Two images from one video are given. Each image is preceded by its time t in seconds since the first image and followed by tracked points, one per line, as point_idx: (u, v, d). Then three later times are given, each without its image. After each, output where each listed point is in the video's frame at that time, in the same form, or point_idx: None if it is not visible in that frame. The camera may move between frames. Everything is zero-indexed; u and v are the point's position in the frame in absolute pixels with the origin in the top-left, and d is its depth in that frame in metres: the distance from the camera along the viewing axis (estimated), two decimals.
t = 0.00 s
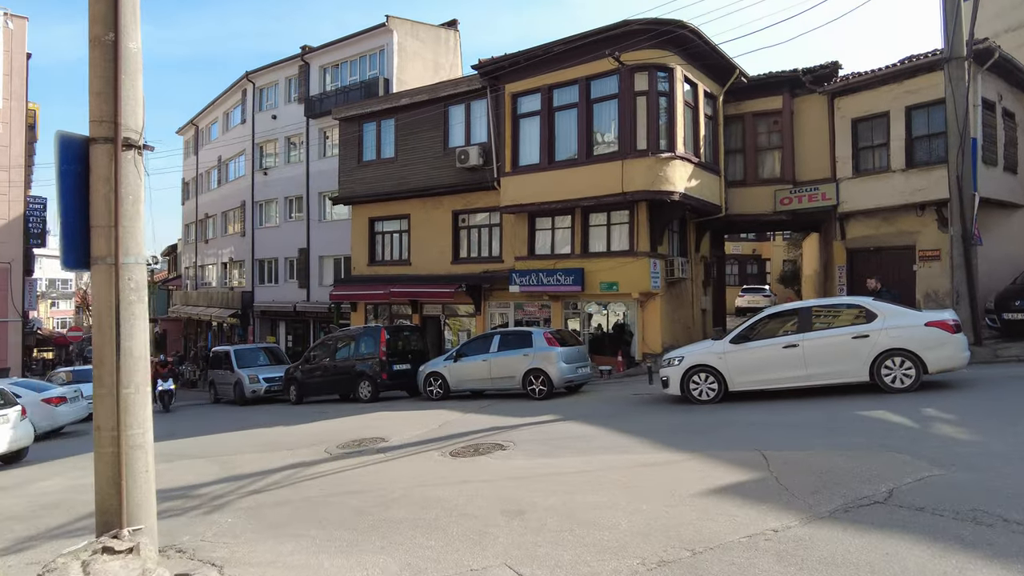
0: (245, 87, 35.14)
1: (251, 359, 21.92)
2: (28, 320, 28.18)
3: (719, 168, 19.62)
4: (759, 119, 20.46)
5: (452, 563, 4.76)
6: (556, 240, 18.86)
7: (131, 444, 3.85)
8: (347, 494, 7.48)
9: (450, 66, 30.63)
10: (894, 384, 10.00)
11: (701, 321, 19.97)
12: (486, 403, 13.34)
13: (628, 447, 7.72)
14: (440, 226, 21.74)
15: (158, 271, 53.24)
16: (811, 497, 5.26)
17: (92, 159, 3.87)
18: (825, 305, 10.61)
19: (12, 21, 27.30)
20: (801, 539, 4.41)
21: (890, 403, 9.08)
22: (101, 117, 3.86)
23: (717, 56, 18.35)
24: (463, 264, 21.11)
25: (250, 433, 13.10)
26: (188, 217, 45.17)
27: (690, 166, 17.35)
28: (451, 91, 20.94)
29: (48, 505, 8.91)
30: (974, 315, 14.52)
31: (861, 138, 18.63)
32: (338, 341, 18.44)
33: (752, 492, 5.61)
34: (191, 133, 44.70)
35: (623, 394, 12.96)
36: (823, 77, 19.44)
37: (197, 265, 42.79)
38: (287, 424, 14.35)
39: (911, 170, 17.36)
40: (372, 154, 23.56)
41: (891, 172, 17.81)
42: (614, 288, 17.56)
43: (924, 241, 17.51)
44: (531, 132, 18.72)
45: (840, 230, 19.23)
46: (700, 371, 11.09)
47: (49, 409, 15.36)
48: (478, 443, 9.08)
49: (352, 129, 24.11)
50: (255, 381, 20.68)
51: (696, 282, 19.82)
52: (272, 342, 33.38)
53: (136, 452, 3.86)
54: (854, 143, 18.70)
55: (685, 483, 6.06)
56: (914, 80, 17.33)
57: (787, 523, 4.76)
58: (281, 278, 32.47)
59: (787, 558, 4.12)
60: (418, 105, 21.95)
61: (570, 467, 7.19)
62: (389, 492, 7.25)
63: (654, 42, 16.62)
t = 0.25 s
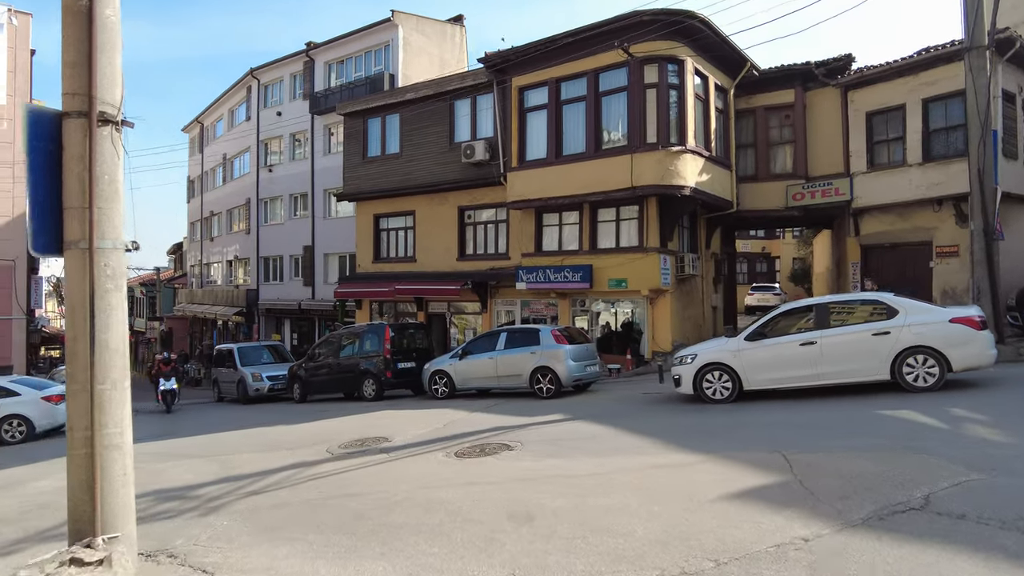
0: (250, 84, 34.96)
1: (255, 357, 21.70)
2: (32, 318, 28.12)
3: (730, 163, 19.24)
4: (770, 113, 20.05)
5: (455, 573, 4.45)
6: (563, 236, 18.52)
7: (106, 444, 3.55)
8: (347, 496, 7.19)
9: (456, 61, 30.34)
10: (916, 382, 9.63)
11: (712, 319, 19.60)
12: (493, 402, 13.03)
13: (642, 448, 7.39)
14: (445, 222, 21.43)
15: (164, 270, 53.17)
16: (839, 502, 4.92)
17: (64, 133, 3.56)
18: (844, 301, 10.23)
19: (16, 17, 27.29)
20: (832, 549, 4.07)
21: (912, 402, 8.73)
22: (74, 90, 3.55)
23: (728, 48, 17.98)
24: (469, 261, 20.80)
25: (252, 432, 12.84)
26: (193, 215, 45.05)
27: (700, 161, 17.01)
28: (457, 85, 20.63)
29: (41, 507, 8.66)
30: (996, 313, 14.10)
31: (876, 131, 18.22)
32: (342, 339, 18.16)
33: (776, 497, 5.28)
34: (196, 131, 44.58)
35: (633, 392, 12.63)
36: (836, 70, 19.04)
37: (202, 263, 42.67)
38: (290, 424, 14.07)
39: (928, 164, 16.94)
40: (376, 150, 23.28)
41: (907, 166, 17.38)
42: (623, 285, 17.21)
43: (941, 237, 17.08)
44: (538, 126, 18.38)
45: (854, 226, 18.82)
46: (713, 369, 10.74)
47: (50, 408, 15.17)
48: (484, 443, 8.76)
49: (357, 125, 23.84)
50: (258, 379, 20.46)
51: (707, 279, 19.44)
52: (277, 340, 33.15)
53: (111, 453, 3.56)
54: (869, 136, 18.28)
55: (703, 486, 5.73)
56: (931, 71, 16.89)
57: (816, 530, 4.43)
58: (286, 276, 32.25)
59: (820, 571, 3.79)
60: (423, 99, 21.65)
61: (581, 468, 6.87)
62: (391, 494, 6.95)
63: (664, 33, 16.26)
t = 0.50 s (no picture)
0: (262, 82, 34.89)
1: (267, 356, 21.52)
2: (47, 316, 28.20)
3: (749, 158, 18.76)
4: (790, 106, 19.52)
5: None
6: (578, 233, 18.14)
7: (85, 452, 3.25)
8: (355, 502, 6.88)
9: (468, 58, 30.02)
10: (951, 384, 9.18)
11: (731, 318, 19.14)
12: (506, 403, 12.69)
13: (664, 454, 7.02)
14: (458, 220, 21.12)
15: (178, 269, 53.30)
16: (884, 515, 4.52)
17: (38, 112, 3.26)
18: (873, 299, 9.78)
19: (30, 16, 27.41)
20: (883, 570, 3.69)
21: (948, 404, 8.28)
22: (49, 64, 3.25)
23: (747, 39, 17.50)
24: (482, 259, 20.47)
25: (261, 433, 12.60)
26: (207, 214, 45.11)
27: (719, 155, 16.57)
28: (469, 80, 20.31)
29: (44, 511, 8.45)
30: None
31: (901, 124, 17.65)
32: (353, 338, 17.91)
33: (814, 508, 4.89)
34: (209, 130, 44.62)
35: (652, 393, 12.24)
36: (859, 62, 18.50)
37: (216, 262, 42.70)
38: (300, 424, 13.82)
39: (956, 158, 16.35)
40: (388, 146, 23.03)
41: (934, 160, 16.81)
42: (639, 283, 16.80)
43: (970, 233, 16.49)
44: (552, 121, 18.02)
45: (878, 222, 18.27)
46: (735, 369, 10.33)
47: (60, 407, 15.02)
48: (497, 446, 8.43)
49: (368, 122, 23.60)
50: (269, 378, 20.27)
51: (726, 277, 18.99)
52: (290, 339, 33.02)
53: (91, 462, 3.27)
54: (894, 129, 17.72)
55: (732, 496, 5.36)
56: (959, 61, 16.30)
57: (861, 547, 4.05)
58: (298, 275, 32.12)
59: None
60: (435, 95, 21.36)
61: (600, 475, 6.52)
62: (401, 500, 6.64)
63: (682, 23, 15.82)
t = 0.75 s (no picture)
0: (280, 81, 34.90)
1: (283, 355, 21.39)
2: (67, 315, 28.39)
3: (774, 152, 18.24)
4: (816, 99, 18.97)
5: None
6: (597, 230, 17.76)
7: (68, 456, 2.98)
8: (367, 506, 6.59)
9: (485, 54, 29.72)
10: (995, 386, 8.72)
11: (755, 317, 18.65)
12: (525, 403, 12.35)
13: (693, 459, 6.64)
14: (475, 217, 20.82)
15: (197, 269, 53.61)
16: (944, 529, 4.13)
17: (19, 84, 3.01)
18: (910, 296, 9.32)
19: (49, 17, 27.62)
20: None
21: (994, 407, 7.81)
22: (30, 33, 3.00)
23: (772, 29, 17.00)
24: (500, 257, 20.15)
25: (275, 433, 12.38)
26: (226, 213, 45.28)
27: (744, 149, 16.10)
28: (487, 75, 20.01)
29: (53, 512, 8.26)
30: None
31: (933, 116, 17.04)
32: (369, 337, 17.69)
33: (863, 521, 4.50)
34: (228, 130, 44.78)
35: (675, 394, 11.83)
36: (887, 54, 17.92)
37: (234, 261, 42.83)
38: (315, 424, 13.60)
39: (992, 151, 15.73)
40: (405, 143, 22.81)
41: (968, 153, 16.20)
42: (661, 281, 16.38)
43: (1006, 228, 15.86)
44: (571, 115, 17.65)
45: (908, 218, 17.67)
46: (764, 369, 9.90)
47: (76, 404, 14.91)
48: (516, 448, 8.10)
49: (385, 119, 23.40)
50: (285, 377, 20.13)
51: (750, 274, 18.53)
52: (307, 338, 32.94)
53: (77, 468, 2.99)
54: (925, 122, 17.11)
55: (771, 505, 4.98)
56: (995, 50, 15.67)
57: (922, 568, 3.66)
58: (316, 274, 32.04)
59: None
60: (453, 91, 21.08)
61: (626, 480, 6.16)
62: (417, 505, 6.34)
63: (705, 14, 15.38)
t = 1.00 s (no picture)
0: (295, 80, 34.85)
1: (297, 354, 21.22)
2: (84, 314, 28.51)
3: (798, 148, 17.74)
4: (840, 94, 18.43)
5: None
6: (616, 228, 17.38)
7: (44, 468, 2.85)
8: (378, 514, 6.29)
9: (501, 51, 29.40)
10: None
11: (778, 317, 18.16)
12: (541, 406, 12.01)
13: (721, 468, 6.26)
14: (490, 215, 20.51)
15: (214, 268, 53.81)
16: (1008, 553, 3.76)
17: None
18: (948, 296, 8.86)
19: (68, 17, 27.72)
20: None
21: None
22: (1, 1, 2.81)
23: (796, 21, 16.51)
24: (515, 256, 19.81)
25: (287, 434, 12.14)
26: (242, 213, 45.36)
27: (767, 145, 15.66)
28: (503, 71, 19.70)
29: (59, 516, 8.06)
30: None
31: (964, 109, 16.45)
32: (383, 337, 17.44)
33: (915, 540, 4.13)
34: (244, 130, 44.85)
35: (697, 397, 11.43)
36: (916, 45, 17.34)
37: (250, 261, 42.87)
38: (327, 425, 13.35)
39: None
40: (419, 141, 22.56)
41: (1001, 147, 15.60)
42: (681, 280, 15.96)
43: None
44: (589, 111, 17.29)
45: (938, 215, 17.10)
46: (793, 372, 9.48)
47: (89, 404, 14.78)
48: (533, 453, 7.77)
49: (399, 116, 23.17)
50: (299, 376, 19.95)
51: (772, 273, 18.07)
52: (322, 338, 32.83)
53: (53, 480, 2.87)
54: (956, 115, 16.52)
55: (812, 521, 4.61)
56: None
57: None
58: (330, 273, 31.93)
59: None
60: (468, 87, 20.80)
61: (651, 491, 5.81)
62: (430, 514, 6.03)
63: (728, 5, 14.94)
